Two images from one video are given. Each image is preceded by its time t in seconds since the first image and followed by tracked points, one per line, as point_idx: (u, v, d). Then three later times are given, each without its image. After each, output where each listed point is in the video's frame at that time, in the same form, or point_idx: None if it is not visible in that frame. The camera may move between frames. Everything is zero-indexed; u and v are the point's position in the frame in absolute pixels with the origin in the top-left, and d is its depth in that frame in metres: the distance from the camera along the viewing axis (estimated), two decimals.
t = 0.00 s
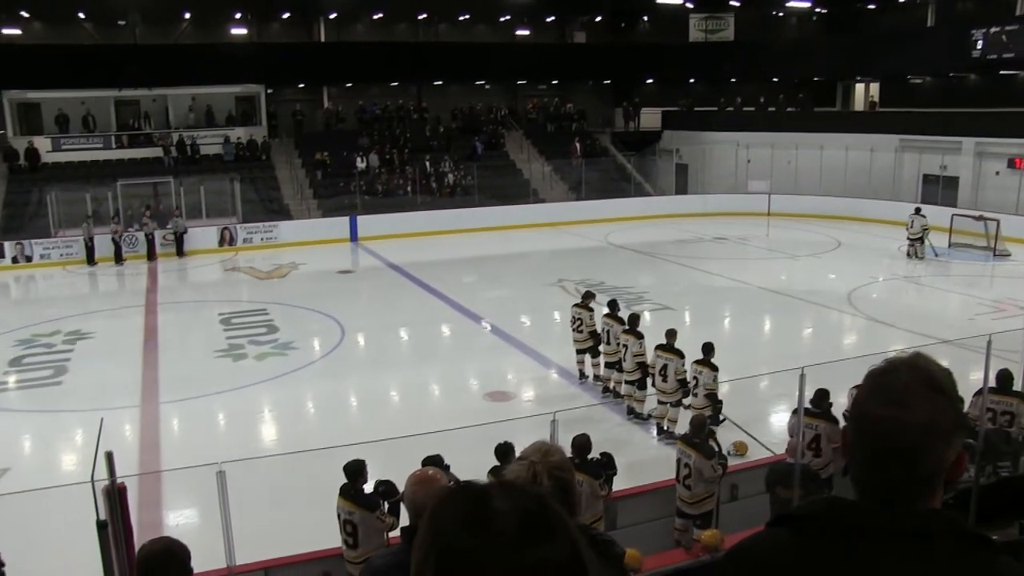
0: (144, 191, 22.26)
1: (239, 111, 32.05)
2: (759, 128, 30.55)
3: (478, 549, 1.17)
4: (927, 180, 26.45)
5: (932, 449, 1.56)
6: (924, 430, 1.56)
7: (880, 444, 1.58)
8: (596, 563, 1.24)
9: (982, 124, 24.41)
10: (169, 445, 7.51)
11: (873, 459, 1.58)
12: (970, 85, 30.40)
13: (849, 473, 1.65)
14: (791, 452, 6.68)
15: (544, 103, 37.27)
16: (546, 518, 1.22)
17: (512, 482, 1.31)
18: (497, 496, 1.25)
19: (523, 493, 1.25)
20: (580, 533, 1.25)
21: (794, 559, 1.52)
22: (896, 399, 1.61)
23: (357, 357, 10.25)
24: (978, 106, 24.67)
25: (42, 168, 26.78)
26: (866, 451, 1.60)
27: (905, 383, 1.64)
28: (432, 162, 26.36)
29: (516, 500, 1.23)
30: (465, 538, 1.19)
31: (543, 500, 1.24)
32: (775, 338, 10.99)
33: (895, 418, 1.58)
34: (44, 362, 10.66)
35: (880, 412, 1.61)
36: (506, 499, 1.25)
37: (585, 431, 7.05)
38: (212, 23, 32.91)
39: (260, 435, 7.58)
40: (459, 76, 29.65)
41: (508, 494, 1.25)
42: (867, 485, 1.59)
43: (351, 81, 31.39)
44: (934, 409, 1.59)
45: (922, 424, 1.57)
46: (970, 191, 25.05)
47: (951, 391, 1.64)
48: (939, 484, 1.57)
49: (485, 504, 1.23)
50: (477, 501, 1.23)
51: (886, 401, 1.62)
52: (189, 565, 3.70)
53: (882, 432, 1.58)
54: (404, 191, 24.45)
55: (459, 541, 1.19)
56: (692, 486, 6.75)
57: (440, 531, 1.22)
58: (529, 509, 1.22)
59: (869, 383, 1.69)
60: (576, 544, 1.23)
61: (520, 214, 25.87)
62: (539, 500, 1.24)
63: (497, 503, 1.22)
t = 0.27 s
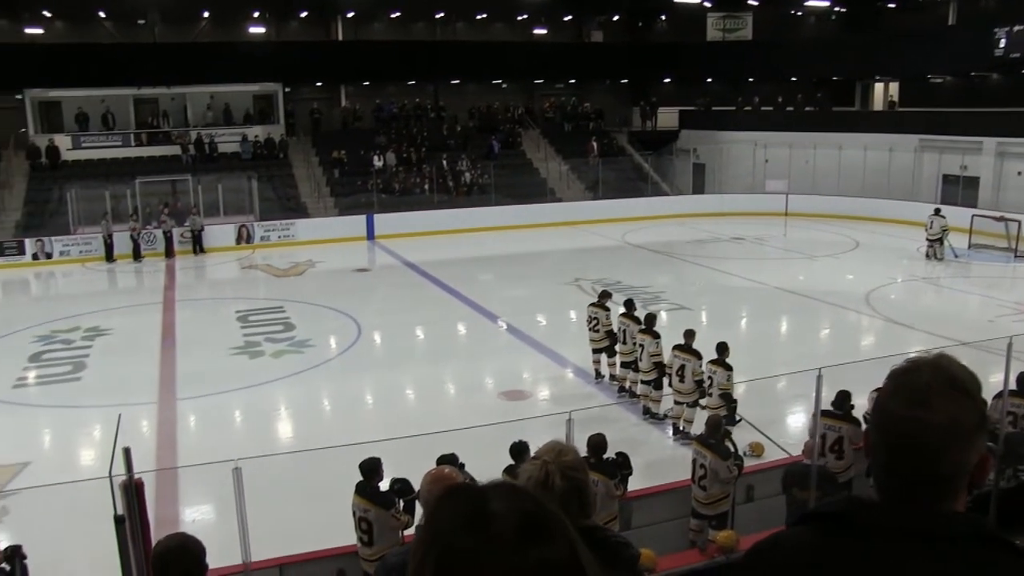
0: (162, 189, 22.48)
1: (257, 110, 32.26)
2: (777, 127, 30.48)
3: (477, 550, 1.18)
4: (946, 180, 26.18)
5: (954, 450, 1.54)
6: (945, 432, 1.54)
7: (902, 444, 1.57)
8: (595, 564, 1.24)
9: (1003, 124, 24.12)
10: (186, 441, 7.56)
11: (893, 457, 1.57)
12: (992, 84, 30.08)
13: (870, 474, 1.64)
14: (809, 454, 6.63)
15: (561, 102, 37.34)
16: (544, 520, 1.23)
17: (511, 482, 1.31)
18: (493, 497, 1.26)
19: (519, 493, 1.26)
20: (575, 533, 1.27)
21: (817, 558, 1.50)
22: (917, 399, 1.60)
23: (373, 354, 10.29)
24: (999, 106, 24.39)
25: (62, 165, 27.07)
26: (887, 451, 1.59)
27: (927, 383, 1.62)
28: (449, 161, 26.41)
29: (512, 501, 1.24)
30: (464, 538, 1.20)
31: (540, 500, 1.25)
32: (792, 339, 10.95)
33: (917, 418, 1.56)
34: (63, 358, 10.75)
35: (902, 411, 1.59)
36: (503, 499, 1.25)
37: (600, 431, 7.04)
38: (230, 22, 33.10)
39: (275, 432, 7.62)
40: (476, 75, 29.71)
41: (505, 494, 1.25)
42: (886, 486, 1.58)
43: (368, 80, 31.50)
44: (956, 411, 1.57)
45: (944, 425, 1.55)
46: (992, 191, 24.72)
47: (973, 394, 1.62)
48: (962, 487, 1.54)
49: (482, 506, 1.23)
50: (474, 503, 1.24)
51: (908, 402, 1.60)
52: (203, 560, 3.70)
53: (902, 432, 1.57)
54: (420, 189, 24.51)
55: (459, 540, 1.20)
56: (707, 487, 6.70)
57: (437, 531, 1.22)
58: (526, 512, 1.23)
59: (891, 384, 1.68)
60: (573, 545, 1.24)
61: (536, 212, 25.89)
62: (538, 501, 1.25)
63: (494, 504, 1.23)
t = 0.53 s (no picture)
0: (180, 186, 22.65)
1: (274, 108, 32.40)
2: (795, 127, 30.39)
3: (474, 551, 1.11)
4: (966, 181, 25.82)
5: (971, 451, 1.52)
6: (961, 433, 1.52)
7: (919, 446, 1.55)
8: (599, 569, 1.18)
9: None
10: (201, 438, 7.59)
11: (909, 458, 1.55)
12: (1015, 84, 29.70)
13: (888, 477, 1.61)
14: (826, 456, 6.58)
15: (578, 101, 37.36)
16: (543, 521, 1.16)
17: (508, 482, 1.24)
18: (489, 498, 1.18)
19: (518, 493, 1.19)
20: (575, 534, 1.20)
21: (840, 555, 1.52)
22: (933, 400, 1.58)
23: (389, 353, 10.30)
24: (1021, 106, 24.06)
25: (81, 163, 27.27)
26: (904, 453, 1.57)
27: (942, 383, 1.60)
28: (466, 160, 26.43)
29: (510, 501, 1.17)
30: (460, 543, 1.12)
31: (539, 499, 1.19)
32: (809, 339, 10.90)
33: (933, 419, 1.54)
34: (81, 354, 10.80)
35: (918, 414, 1.57)
36: (501, 499, 1.18)
37: (615, 431, 7.02)
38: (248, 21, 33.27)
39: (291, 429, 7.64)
40: (493, 74, 29.76)
41: (502, 493, 1.19)
42: (904, 486, 1.55)
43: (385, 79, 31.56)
44: (974, 411, 1.55)
45: (960, 427, 1.52)
46: (1013, 191, 24.17)
47: (990, 393, 1.59)
48: (982, 489, 1.52)
49: (480, 503, 1.17)
50: (470, 501, 1.17)
51: (923, 404, 1.58)
52: (219, 557, 3.72)
53: (918, 434, 1.55)
54: (436, 188, 24.56)
55: (457, 541, 1.13)
56: (723, 487, 6.63)
57: (430, 533, 1.15)
58: (525, 512, 1.16)
59: (906, 385, 1.65)
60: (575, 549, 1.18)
61: (553, 212, 25.88)
62: (536, 501, 1.18)
63: (491, 504, 1.16)
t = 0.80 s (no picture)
0: (198, 184, 22.78)
1: (290, 106, 32.55)
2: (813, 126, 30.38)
3: (470, 548, 1.22)
4: (986, 180, 25.53)
5: (984, 448, 1.50)
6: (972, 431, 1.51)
7: (930, 445, 1.54)
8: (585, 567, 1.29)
9: None
10: (220, 434, 7.64)
11: (920, 457, 1.54)
12: None
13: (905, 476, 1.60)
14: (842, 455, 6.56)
15: (595, 98, 37.42)
16: (535, 522, 1.28)
17: (505, 483, 1.35)
18: (486, 496, 1.30)
19: (513, 494, 1.31)
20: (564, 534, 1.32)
21: (858, 555, 1.52)
22: (946, 399, 1.56)
23: (405, 350, 10.34)
24: None
25: (100, 161, 27.41)
26: (918, 451, 1.56)
27: (954, 381, 1.58)
28: (483, 157, 26.47)
29: (505, 501, 1.28)
30: (458, 538, 1.24)
31: (531, 501, 1.30)
32: (825, 338, 10.88)
33: (944, 416, 1.53)
34: (100, 351, 10.88)
35: (929, 412, 1.56)
36: (498, 499, 1.30)
37: (631, 429, 7.05)
38: (265, 19, 33.44)
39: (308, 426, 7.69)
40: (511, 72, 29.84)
41: (498, 493, 1.30)
42: (917, 486, 1.54)
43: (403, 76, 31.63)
44: (987, 410, 1.53)
45: (972, 424, 1.51)
46: None
47: (1006, 391, 1.57)
48: (999, 486, 1.50)
49: (477, 502, 1.28)
50: (467, 501, 1.28)
51: (937, 402, 1.57)
52: (235, 552, 3.80)
53: (929, 432, 1.54)
54: (453, 185, 24.63)
55: (454, 538, 1.25)
56: (740, 486, 6.64)
57: (430, 529, 1.27)
58: (518, 515, 1.27)
59: (920, 385, 1.64)
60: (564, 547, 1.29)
61: (570, 210, 25.91)
62: (531, 503, 1.29)
63: (487, 504, 1.27)
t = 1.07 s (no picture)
0: (215, 181, 22.99)
1: (307, 104, 32.70)
2: (830, 126, 30.32)
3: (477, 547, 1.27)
4: (1006, 179, 25.07)
5: (1001, 451, 1.44)
6: (988, 435, 1.44)
7: (944, 447, 1.48)
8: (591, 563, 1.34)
9: None
10: (236, 430, 7.68)
11: (934, 457, 1.50)
12: None
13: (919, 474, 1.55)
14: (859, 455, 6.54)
15: (612, 96, 37.50)
16: (542, 520, 1.32)
17: (513, 479, 1.40)
18: (492, 496, 1.35)
19: (520, 492, 1.36)
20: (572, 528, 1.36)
21: (874, 557, 1.49)
22: (962, 400, 1.48)
23: (421, 348, 10.35)
24: None
25: (119, 158, 27.53)
26: (932, 452, 1.51)
27: (972, 381, 1.50)
28: (499, 155, 26.49)
29: (511, 500, 1.33)
30: (466, 537, 1.28)
31: (538, 498, 1.34)
32: (842, 338, 10.84)
33: (962, 418, 1.46)
34: (116, 347, 10.93)
35: (945, 414, 1.49)
36: (503, 496, 1.34)
37: (646, 428, 7.04)
38: (283, 17, 33.76)
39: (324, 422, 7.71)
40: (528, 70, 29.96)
41: (505, 493, 1.35)
42: (933, 487, 1.50)
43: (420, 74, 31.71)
44: (1005, 413, 1.46)
45: (990, 427, 1.45)
46: None
47: None
48: (1015, 488, 1.45)
49: (483, 502, 1.32)
50: (473, 500, 1.33)
51: (954, 403, 1.49)
52: (252, 547, 3.83)
53: (943, 435, 1.48)
54: (469, 184, 24.70)
55: (459, 535, 1.30)
56: (756, 485, 6.62)
57: (437, 528, 1.31)
58: (524, 513, 1.32)
59: (936, 382, 1.57)
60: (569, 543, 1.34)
61: (585, 208, 25.93)
62: (536, 502, 1.34)
63: (492, 502, 1.32)
